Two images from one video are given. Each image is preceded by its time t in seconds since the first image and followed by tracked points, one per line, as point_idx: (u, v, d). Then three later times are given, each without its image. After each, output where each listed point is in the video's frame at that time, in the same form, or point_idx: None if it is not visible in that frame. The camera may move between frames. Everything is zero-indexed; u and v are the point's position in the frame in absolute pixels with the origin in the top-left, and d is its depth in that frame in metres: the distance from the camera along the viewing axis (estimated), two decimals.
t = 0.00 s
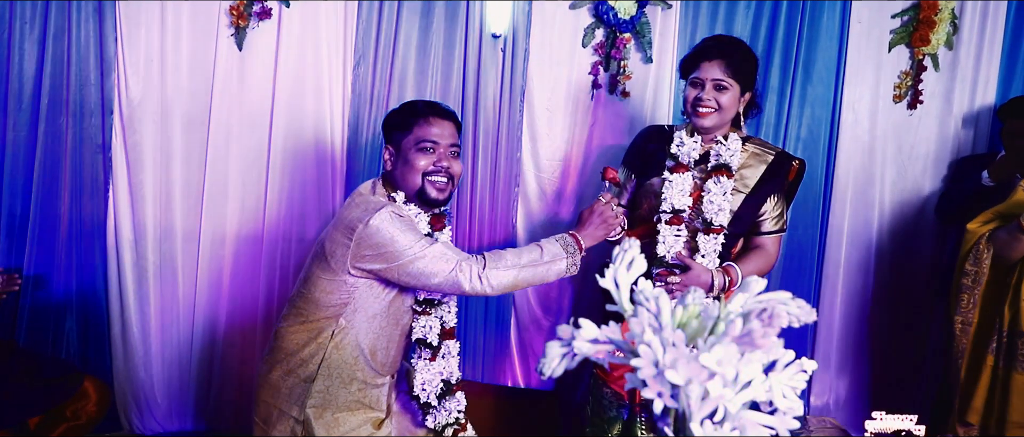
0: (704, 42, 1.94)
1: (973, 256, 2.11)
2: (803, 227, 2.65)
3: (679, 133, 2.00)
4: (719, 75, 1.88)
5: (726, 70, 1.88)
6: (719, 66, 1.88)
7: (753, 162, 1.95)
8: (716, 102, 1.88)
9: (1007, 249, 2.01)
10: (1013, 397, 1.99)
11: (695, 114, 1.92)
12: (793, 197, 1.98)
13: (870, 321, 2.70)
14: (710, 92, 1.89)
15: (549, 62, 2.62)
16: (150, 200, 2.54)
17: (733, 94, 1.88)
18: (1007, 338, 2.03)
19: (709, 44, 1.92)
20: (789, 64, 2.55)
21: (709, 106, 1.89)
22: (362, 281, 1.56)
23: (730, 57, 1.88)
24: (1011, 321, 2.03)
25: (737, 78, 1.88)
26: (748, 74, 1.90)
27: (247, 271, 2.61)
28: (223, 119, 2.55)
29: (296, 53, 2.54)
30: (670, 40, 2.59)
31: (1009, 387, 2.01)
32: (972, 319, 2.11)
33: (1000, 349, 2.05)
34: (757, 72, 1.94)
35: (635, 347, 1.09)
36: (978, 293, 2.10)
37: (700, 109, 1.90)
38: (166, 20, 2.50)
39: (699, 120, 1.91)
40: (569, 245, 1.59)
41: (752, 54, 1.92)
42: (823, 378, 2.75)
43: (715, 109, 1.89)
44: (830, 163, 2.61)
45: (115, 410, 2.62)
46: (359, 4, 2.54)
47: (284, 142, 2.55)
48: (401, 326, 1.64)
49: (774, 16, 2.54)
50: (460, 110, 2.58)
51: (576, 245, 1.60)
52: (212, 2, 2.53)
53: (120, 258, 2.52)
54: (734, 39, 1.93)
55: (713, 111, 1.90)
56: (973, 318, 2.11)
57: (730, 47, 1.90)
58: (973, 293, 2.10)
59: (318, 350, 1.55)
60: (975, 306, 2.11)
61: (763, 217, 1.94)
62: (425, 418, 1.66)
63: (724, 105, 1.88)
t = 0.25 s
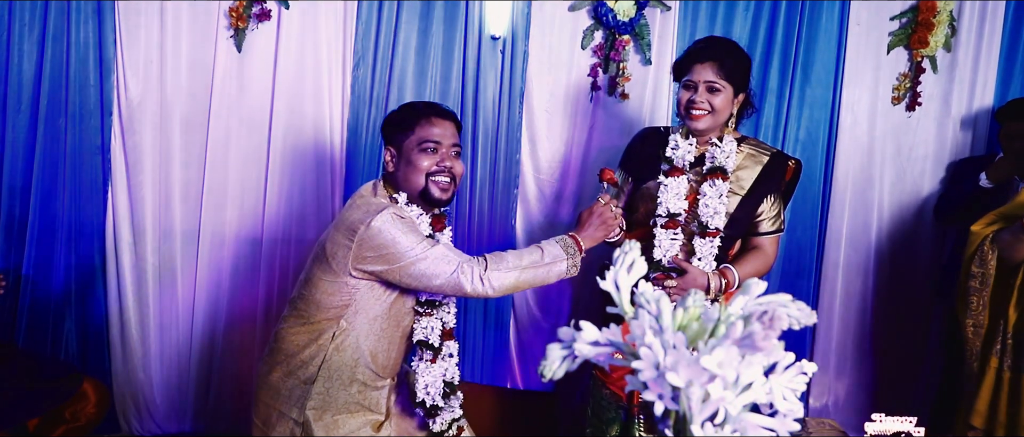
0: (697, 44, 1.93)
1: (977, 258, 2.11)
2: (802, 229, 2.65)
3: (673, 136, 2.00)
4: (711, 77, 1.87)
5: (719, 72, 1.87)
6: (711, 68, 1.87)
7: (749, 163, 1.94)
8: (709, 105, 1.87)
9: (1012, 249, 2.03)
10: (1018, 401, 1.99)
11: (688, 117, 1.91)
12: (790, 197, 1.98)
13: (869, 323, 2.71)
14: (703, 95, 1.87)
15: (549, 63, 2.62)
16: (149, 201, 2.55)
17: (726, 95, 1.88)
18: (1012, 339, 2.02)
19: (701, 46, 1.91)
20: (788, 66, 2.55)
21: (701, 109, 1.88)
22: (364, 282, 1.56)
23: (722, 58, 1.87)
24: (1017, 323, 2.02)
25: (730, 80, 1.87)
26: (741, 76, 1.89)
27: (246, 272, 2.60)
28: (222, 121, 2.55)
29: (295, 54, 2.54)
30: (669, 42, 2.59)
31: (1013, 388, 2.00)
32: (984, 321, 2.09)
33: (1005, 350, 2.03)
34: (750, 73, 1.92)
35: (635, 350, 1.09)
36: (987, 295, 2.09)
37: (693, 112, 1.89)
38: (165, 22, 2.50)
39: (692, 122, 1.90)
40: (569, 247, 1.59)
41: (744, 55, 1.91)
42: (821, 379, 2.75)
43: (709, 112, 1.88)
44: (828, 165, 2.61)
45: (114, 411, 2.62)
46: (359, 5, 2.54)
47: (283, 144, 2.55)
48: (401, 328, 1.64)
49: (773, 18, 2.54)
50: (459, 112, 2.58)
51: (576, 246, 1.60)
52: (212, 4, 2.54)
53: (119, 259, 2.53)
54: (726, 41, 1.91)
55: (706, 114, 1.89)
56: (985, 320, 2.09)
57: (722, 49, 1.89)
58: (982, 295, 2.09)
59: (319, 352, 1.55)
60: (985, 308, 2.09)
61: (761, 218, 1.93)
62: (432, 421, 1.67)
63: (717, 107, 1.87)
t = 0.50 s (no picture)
0: (691, 48, 1.93)
1: (982, 260, 2.10)
2: (802, 231, 2.65)
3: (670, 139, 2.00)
4: (706, 79, 1.86)
5: (713, 75, 1.86)
6: (705, 72, 1.87)
7: (746, 165, 1.94)
8: (705, 108, 1.87)
9: (1014, 251, 2.02)
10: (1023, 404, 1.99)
11: (685, 120, 1.91)
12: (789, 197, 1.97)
13: (870, 325, 2.70)
14: (699, 98, 1.87)
15: (550, 65, 2.62)
16: (150, 203, 2.55)
17: (721, 98, 1.87)
18: (1016, 339, 2.03)
19: (695, 50, 1.91)
20: (788, 68, 2.55)
21: (697, 112, 1.88)
22: (366, 285, 1.56)
23: (717, 61, 1.87)
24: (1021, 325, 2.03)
25: (725, 82, 1.87)
26: (736, 78, 1.89)
27: (247, 274, 2.60)
28: (223, 123, 2.55)
29: (296, 56, 2.55)
30: (670, 44, 2.59)
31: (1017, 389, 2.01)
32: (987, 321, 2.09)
33: (1009, 351, 2.03)
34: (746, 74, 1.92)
35: (637, 352, 1.09)
36: (992, 297, 2.09)
37: (689, 115, 1.90)
38: (167, 23, 2.51)
39: (688, 126, 1.91)
40: (571, 249, 1.59)
41: (740, 57, 1.91)
42: (822, 381, 2.75)
43: (704, 115, 1.88)
44: (829, 167, 2.61)
45: (115, 412, 2.63)
46: (360, 6, 2.54)
47: (284, 145, 2.54)
48: (403, 332, 1.64)
49: (774, 21, 2.54)
50: (460, 114, 2.58)
51: (578, 249, 1.60)
52: (213, 6, 2.54)
53: (119, 261, 2.54)
54: (721, 43, 1.91)
55: (702, 116, 1.89)
56: (988, 322, 2.09)
57: (716, 52, 1.88)
58: (986, 297, 2.09)
59: (320, 355, 1.55)
60: (989, 310, 2.09)
61: (761, 219, 1.94)
62: (431, 425, 1.65)
63: (713, 110, 1.87)
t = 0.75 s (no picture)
0: (687, 51, 1.93)
1: (982, 260, 2.11)
2: (800, 233, 2.65)
3: (668, 142, 2.00)
4: (702, 82, 1.87)
5: (709, 78, 1.86)
6: (701, 75, 1.87)
7: (744, 166, 1.95)
8: (701, 111, 1.88)
9: (1014, 253, 2.01)
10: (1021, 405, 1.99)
11: (681, 123, 1.92)
12: (787, 198, 1.97)
13: (868, 326, 2.71)
14: (694, 101, 1.88)
15: (549, 67, 2.63)
16: (149, 206, 2.55)
17: (717, 101, 1.88)
18: (1013, 340, 2.02)
19: (690, 53, 1.91)
20: (787, 70, 2.56)
21: (693, 115, 1.88)
22: (364, 289, 1.56)
23: (712, 64, 1.87)
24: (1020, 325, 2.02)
25: (721, 85, 1.87)
26: (731, 80, 1.89)
27: (245, 277, 2.61)
28: (223, 125, 2.55)
29: (296, 57, 2.55)
30: (669, 46, 2.60)
31: (1014, 389, 2.01)
32: (984, 322, 2.09)
33: (1006, 352, 2.03)
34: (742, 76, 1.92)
35: (637, 354, 1.09)
36: (989, 297, 2.09)
37: (685, 118, 1.90)
38: (166, 25, 2.51)
39: (685, 129, 1.91)
40: (570, 249, 1.59)
41: (735, 59, 1.91)
42: (820, 383, 2.75)
43: (701, 118, 1.89)
44: (827, 169, 2.61)
45: (113, 415, 2.63)
46: (360, 8, 2.54)
47: (284, 147, 2.55)
48: (402, 334, 1.63)
49: (773, 23, 2.55)
50: (460, 116, 2.58)
51: (577, 248, 1.61)
52: (213, 8, 2.54)
53: (118, 263, 2.54)
54: (716, 46, 1.91)
55: (699, 120, 1.89)
56: (985, 322, 2.09)
57: (711, 55, 1.89)
58: (984, 296, 2.09)
59: (319, 358, 1.55)
60: (986, 309, 2.09)
61: (758, 221, 1.93)
62: (431, 430, 1.66)
63: (709, 114, 1.88)
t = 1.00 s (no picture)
0: (684, 54, 1.94)
1: (981, 259, 2.11)
2: (799, 234, 2.65)
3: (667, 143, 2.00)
4: (699, 85, 1.87)
5: (707, 80, 1.87)
6: (698, 77, 1.87)
7: (743, 168, 1.95)
8: (699, 113, 1.88)
9: (1013, 252, 2.01)
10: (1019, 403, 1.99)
11: (679, 125, 1.92)
12: (786, 199, 1.97)
13: (867, 327, 2.71)
14: (692, 104, 1.88)
15: (548, 69, 2.63)
16: (148, 208, 2.56)
17: (715, 103, 1.88)
18: (1010, 338, 2.02)
19: (688, 56, 1.92)
20: (785, 72, 2.56)
21: (691, 118, 1.89)
22: (363, 291, 1.56)
23: (710, 66, 1.88)
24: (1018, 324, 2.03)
25: (718, 87, 1.87)
26: (728, 82, 1.89)
27: (244, 279, 2.61)
28: (222, 127, 2.55)
29: (295, 60, 2.55)
30: (668, 48, 2.61)
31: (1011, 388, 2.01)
32: (980, 321, 2.10)
33: (1002, 350, 2.04)
34: (739, 78, 1.93)
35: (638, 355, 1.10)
36: (986, 295, 2.10)
37: (683, 121, 1.91)
38: (166, 28, 2.52)
39: (683, 131, 1.92)
40: (569, 245, 1.60)
41: (732, 61, 1.92)
42: (819, 383, 2.75)
43: (699, 120, 1.89)
44: (826, 170, 2.61)
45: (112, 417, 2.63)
46: (359, 11, 2.54)
47: (283, 149, 2.55)
48: (401, 335, 1.63)
49: (771, 25, 2.55)
50: (459, 118, 2.59)
51: (575, 245, 1.61)
52: (212, 10, 2.54)
53: (117, 265, 2.54)
54: (713, 49, 1.92)
55: (696, 122, 1.90)
56: (982, 320, 2.10)
57: (708, 58, 1.89)
58: (981, 295, 2.10)
59: (319, 360, 1.55)
60: (983, 307, 2.10)
61: (756, 222, 1.93)
62: (427, 431, 1.67)
63: (707, 116, 1.88)
